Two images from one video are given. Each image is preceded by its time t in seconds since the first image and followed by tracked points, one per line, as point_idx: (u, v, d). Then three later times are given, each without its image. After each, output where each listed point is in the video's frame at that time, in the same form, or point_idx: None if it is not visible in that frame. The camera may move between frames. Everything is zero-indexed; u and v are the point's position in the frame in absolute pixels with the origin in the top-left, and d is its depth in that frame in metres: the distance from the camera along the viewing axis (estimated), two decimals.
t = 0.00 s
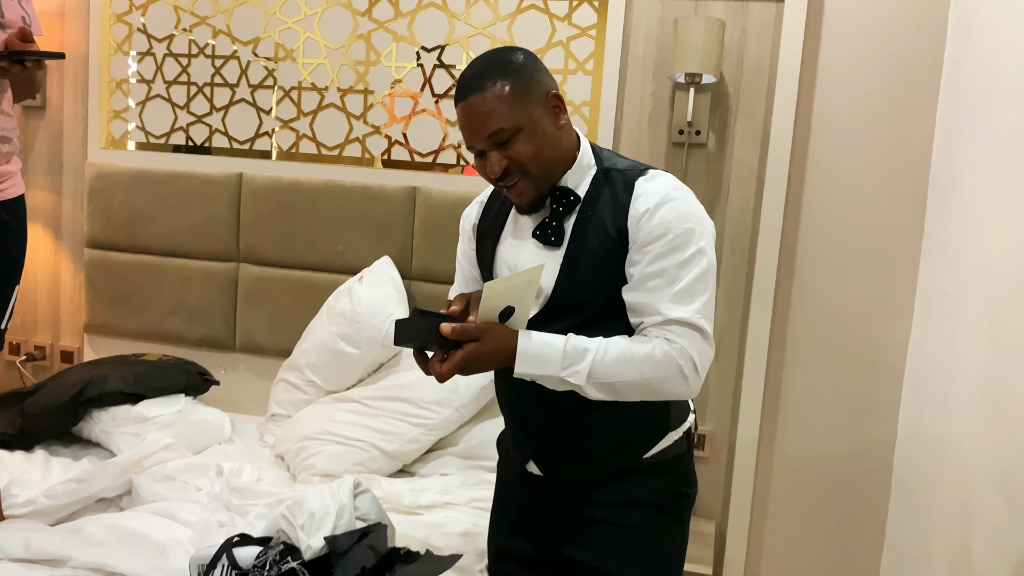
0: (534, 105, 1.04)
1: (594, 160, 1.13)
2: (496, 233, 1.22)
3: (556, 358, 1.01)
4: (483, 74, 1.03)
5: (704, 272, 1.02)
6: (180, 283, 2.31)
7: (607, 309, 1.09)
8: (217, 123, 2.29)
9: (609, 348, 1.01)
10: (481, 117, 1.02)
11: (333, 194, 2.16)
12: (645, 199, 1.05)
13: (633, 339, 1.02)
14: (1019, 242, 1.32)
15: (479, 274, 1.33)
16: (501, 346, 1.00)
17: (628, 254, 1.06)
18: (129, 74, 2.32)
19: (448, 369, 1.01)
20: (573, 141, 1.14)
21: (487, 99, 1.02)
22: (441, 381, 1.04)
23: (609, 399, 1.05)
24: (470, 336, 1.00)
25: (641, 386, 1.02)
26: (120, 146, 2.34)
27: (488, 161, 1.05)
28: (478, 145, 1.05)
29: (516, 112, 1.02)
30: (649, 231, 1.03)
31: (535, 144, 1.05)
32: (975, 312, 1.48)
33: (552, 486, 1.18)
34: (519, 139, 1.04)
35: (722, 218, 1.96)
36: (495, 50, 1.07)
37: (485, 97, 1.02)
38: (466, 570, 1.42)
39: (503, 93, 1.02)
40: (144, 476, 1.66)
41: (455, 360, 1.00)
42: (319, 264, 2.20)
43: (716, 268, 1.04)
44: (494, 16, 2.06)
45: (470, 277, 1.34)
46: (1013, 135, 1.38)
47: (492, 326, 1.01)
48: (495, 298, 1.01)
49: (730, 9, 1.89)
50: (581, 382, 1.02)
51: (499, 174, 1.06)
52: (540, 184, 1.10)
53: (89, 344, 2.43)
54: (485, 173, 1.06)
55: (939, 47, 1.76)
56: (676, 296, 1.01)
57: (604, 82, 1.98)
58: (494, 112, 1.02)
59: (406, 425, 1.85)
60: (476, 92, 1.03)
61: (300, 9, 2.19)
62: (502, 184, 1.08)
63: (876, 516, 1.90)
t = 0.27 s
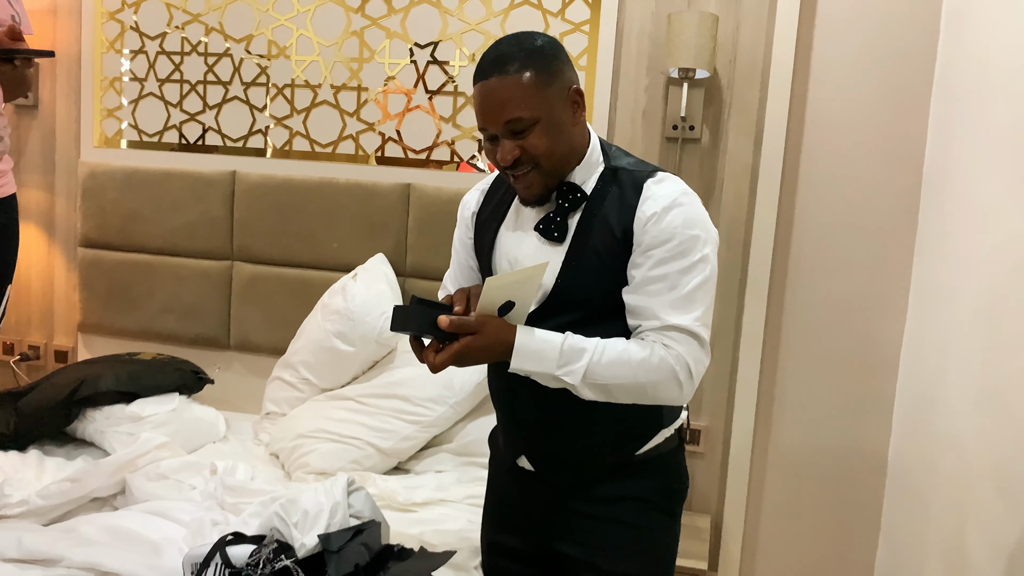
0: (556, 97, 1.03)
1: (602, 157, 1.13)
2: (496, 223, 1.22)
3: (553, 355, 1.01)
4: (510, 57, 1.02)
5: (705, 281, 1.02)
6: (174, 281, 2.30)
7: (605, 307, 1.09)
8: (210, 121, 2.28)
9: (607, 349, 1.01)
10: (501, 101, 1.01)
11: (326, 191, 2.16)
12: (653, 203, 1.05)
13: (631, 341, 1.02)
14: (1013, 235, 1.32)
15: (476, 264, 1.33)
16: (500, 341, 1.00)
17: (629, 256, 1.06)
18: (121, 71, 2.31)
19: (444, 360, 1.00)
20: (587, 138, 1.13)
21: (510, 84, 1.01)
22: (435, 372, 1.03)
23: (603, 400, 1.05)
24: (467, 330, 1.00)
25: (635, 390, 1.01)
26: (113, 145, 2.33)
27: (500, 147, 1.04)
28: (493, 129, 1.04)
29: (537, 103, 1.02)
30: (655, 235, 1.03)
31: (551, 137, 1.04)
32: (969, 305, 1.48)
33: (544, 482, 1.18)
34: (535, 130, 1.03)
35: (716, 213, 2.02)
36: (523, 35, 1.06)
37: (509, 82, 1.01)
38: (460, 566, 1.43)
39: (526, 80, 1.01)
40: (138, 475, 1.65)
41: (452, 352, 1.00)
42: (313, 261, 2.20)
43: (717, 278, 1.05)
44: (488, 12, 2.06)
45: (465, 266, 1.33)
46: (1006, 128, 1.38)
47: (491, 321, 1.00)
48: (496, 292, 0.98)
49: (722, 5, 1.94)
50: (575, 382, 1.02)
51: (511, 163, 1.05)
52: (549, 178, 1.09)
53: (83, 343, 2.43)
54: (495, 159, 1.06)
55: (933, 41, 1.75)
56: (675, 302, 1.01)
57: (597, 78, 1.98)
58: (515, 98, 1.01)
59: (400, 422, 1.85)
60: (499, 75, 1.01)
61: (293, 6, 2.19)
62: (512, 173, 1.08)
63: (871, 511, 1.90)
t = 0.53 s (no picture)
0: (604, 63, 1.09)
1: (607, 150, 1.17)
2: (494, 216, 1.22)
3: (568, 358, 1.01)
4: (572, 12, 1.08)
5: (714, 273, 1.04)
6: (170, 278, 2.30)
7: (608, 300, 1.10)
8: (206, 117, 2.27)
9: (622, 348, 1.01)
10: (564, 41, 1.05)
11: (322, 187, 2.15)
12: (658, 196, 1.07)
13: (644, 339, 1.03)
14: (1008, 229, 1.32)
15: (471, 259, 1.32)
16: (508, 348, 0.99)
17: (637, 251, 1.07)
18: (117, 68, 2.31)
19: (451, 367, 0.99)
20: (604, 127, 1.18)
21: (575, 31, 1.06)
22: (440, 380, 1.01)
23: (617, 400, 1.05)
24: (475, 337, 0.98)
25: (651, 388, 1.03)
26: (109, 141, 2.33)
27: (547, 86, 1.05)
28: (546, 65, 1.05)
29: (593, 58, 1.07)
30: (662, 229, 1.04)
31: (594, 94, 1.08)
32: (965, 300, 1.49)
33: (540, 478, 1.18)
34: (585, 79, 1.06)
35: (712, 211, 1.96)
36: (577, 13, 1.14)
37: (574, 29, 1.06)
38: (456, 562, 1.44)
39: (588, 33, 1.07)
40: (134, 472, 1.66)
41: (460, 359, 0.98)
42: (309, 258, 2.19)
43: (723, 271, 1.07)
44: (483, 7, 2.05)
45: (459, 262, 1.33)
46: (1002, 123, 1.38)
47: (498, 327, 0.99)
48: (498, 299, 1.00)
49: None
50: (591, 384, 1.02)
51: (552, 104, 1.06)
52: (576, 139, 1.10)
53: (79, 340, 2.42)
54: (539, 95, 1.06)
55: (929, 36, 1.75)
56: (687, 297, 1.03)
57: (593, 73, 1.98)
58: (578, 43, 1.05)
59: (396, 419, 1.85)
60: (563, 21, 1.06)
61: (288, 2, 2.18)
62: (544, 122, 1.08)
63: (867, 506, 1.90)
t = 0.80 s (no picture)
0: (615, 60, 1.14)
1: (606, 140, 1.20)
2: (492, 206, 1.22)
3: (593, 349, 1.00)
4: (587, 9, 1.13)
5: (723, 256, 1.08)
6: (165, 278, 2.29)
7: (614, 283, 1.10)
8: (199, 116, 2.27)
9: (644, 335, 1.01)
10: (580, 32, 1.09)
11: (316, 186, 2.15)
12: (663, 184, 1.10)
13: (665, 324, 1.03)
14: (1002, 226, 1.31)
15: (456, 253, 1.32)
16: (522, 345, 0.99)
17: (647, 238, 1.09)
18: (110, 67, 2.30)
19: (465, 364, 1.00)
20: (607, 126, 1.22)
21: (590, 25, 1.11)
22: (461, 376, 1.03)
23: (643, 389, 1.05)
24: (487, 335, 0.99)
25: (678, 372, 1.02)
26: (103, 141, 2.32)
27: (561, 73, 1.09)
28: (561, 55, 1.10)
29: (605, 53, 1.12)
30: (672, 215, 1.07)
31: (604, 88, 1.13)
32: (960, 297, 1.48)
33: (535, 474, 1.17)
34: (597, 71, 1.11)
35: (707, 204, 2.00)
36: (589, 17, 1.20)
37: (589, 23, 1.11)
38: (451, 560, 1.43)
39: (602, 29, 1.12)
40: (127, 473, 1.65)
41: (473, 356, 1.00)
42: (304, 257, 2.19)
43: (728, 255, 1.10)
44: (477, 5, 2.05)
45: (444, 256, 1.32)
46: (996, 119, 1.38)
47: (512, 324, 1.00)
48: (509, 296, 1.01)
49: None
50: (618, 373, 1.02)
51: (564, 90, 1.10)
52: (582, 128, 1.13)
53: (74, 341, 2.42)
54: (552, 81, 1.10)
55: (923, 32, 1.75)
56: (701, 279, 1.05)
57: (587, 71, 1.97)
58: (592, 36, 1.10)
59: (392, 417, 1.84)
60: (580, 15, 1.11)
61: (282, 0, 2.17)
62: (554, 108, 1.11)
63: (864, 503, 1.90)
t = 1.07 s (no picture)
0: (609, 59, 1.16)
1: (598, 140, 1.21)
2: (486, 205, 1.22)
3: (600, 351, 0.99)
4: (582, 9, 1.15)
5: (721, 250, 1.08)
6: (159, 283, 2.29)
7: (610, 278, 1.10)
8: (192, 121, 2.26)
9: (648, 332, 1.00)
10: (577, 31, 1.11)
11: (310, 190, 2.14)
12: (659, 181, 1.11)
13: (667, 320, 1.03)
14: (995, 223, 1.31)
15: (447, 253, 1.32)
16: (530, 353, 0.97)
17: (645, 234, 1.09)
18: (103, 73, 2.29)
19: (473, 375, 0.99)
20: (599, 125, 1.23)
21: (586, 24, 1.12)
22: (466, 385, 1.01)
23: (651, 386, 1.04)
24: (494, 343, 0.98)
25: (686, 365, 1.01)
26: (96, 147, 2.32)
27: (559, 70, 1.10)
28: (559, 53, 1.11)
29: (601, 52, 1.13)
30: (670, 210, 1.07)
31: (600, 86, 1.14)
32: (953, 294, 1.48)
33: (527, 474, 1.17)
34: (593, 69, 1.12)
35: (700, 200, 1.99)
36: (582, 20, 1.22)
37: (585, 22, 1.12)
38: (445, 563, 1.43)
39: (597, 28, 1.13)
40: (122, 478, 1.64)
41: (481, 367, 0.98)
42: (298, 260, 2.18)
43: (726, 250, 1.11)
44: (469, 7, 2.04)
45: (436, 256, 1.32)
46: (988, 116, 1.38)
47: (519, 331, 0.98)
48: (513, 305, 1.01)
49: None
50: (627, 373, 1.00)
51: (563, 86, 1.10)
52: (580, 124, 1.14)
53: (69, 347, 2.41)
54: (550, 78, 1.10)
55: (914, 29, 1.75)
56: (701, 273, 1.05)
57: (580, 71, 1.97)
58: (589, 35, 1.11)
59: (387, 420, 1.84)
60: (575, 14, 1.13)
61: (274, 4, 2.17)
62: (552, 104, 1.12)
63: (860, 501, 1.90)
